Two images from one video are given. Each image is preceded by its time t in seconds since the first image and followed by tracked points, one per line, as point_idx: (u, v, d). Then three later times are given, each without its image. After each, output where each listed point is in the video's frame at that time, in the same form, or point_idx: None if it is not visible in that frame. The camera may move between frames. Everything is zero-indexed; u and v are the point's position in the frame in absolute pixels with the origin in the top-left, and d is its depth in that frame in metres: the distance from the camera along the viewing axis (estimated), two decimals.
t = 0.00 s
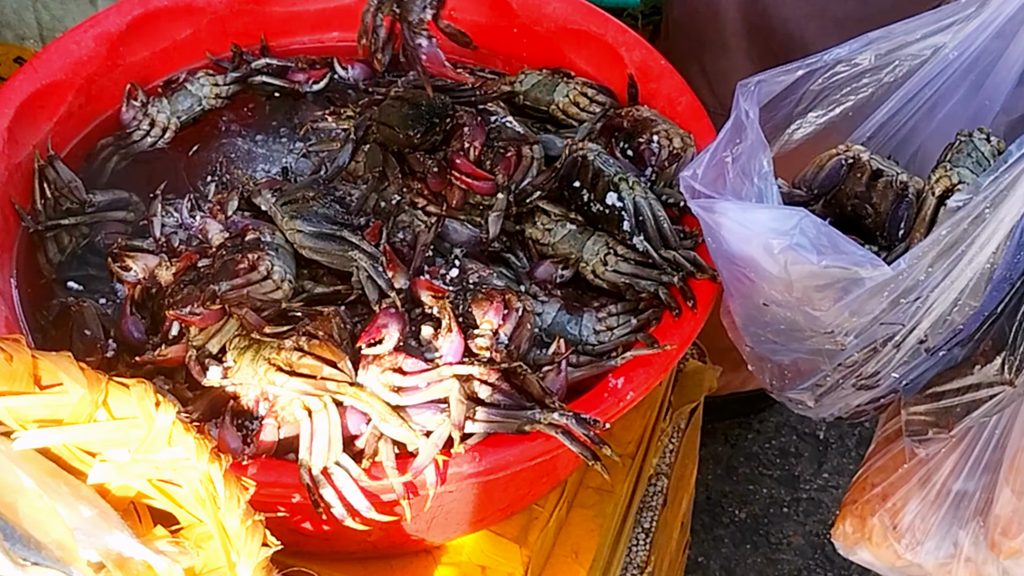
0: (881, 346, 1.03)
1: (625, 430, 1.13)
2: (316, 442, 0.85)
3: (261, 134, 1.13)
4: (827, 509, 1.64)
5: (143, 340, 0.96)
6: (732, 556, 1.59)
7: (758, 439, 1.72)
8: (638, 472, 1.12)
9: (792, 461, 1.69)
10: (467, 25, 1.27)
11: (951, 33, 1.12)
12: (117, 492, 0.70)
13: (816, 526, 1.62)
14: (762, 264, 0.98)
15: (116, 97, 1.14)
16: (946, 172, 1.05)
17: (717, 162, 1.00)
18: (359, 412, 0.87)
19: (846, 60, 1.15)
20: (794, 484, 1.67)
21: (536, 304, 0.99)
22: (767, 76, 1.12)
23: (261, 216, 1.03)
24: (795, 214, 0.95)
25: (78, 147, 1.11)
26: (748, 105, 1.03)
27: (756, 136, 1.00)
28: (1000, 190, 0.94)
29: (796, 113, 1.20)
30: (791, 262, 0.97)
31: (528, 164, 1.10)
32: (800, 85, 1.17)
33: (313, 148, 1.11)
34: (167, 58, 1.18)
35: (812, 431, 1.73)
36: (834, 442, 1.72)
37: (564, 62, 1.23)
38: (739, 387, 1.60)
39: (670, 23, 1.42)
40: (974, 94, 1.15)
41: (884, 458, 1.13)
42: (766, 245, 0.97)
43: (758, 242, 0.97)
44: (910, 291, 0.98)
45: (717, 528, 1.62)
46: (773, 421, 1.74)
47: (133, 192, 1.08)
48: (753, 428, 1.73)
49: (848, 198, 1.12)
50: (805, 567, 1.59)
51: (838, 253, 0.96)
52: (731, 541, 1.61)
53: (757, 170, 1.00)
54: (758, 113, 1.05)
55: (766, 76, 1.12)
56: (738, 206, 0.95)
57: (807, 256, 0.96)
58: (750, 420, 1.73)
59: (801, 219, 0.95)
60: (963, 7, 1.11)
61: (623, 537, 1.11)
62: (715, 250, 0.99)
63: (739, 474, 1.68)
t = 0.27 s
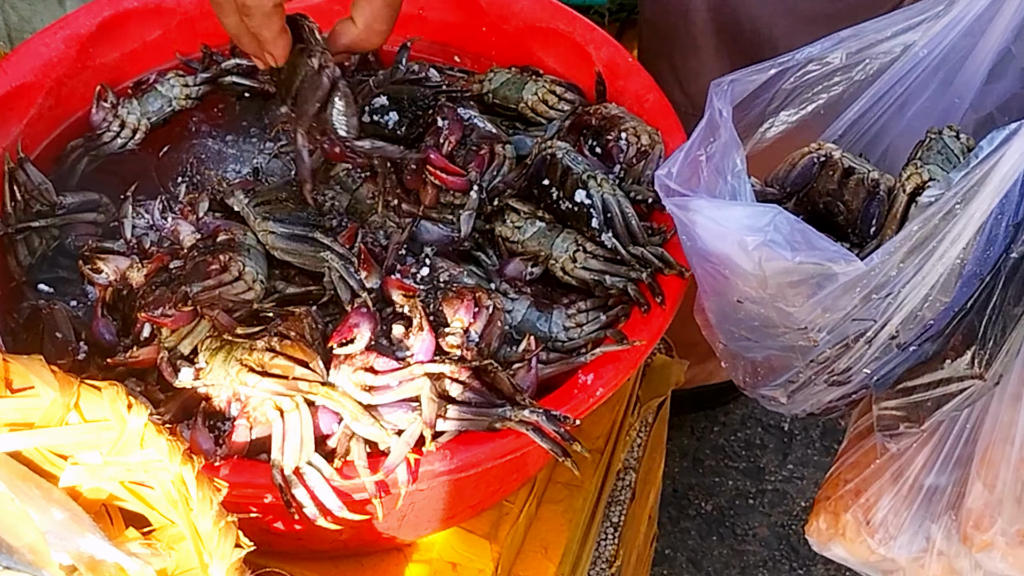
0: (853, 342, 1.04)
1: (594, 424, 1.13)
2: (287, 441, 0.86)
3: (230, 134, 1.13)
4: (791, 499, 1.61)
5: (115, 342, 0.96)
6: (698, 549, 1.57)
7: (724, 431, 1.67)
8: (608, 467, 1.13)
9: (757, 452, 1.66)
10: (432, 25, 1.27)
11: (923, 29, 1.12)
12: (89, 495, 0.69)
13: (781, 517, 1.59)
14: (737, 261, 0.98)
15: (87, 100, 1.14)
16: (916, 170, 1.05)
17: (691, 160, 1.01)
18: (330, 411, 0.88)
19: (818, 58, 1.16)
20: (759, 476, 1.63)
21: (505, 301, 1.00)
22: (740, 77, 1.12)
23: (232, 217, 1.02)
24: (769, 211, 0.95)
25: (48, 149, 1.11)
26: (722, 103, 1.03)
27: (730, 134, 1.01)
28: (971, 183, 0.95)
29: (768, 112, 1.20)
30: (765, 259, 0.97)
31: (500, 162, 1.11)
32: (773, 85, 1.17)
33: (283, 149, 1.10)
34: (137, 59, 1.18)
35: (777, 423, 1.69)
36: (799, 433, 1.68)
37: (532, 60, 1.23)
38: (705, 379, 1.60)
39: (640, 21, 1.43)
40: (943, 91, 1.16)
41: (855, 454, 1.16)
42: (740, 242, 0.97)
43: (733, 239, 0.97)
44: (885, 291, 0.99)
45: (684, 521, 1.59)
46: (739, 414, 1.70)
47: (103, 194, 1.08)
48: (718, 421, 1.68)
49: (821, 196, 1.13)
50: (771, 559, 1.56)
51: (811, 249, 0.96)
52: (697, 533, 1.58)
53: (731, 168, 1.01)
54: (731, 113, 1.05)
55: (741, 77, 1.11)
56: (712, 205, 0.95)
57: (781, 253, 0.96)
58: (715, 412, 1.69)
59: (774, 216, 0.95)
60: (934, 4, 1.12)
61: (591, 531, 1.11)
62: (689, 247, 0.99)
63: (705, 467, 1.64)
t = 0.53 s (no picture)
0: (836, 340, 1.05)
1: (567, 423, 1.15)
2: (264, 444, 0.86)
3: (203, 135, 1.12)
4: (762, 495, 1.60)
5: (90, 346, 0.96)
6: (671, 545, 1.56)
7: (695, 428, 1.68)
8: (581, 465, 1.13)
9: (728, 448, 1.65)
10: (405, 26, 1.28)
11: (897, 30, 1.14)
12: (66, 499, 0.70)
13: (752, 512, 1.58)
14: (713, 263, 1.00)
15: (61, 104, 1.14)
16: (889, 168, 1.07)
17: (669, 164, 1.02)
18: (307, 413, 0.88)
19: (793, 61, 1.17)
20: (730, 472, 1.63)
21: (480, 301, 1.00)
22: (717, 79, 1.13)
23: (207, 219, 1.02)
24: (741, 214, 0.97)
25: (23, 153, 1.11)
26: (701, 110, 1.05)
27: (707, 138, 1.03)
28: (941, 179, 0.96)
29: (747, 114, 1.22)
30: (738, 261, 0.99)
31: (473, 162, 1.11)
32: (750, 87, 1.19)
33: (258, 150, 1.10)
34: (111, 63, 1.19)
35: (748, 419, 1.69)
36: (769, 429, 1.67)
37: (504, 60, 1.24)
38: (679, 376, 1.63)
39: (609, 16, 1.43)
40: (919, 89, 1.18)
41: (845, 446, 1.13)
42: (714, 245, 0.98)
43: (707, 242, 0.98)
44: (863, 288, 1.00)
45: (656, 517, 1.59)
46: (710, 410, 1.70)
47: (78, 198, 1.08)
48: (690, 418, 1.69)
49: (798, 195, 1.14)
50: (742, 554, 1.55)
51: (783, 250, 0.98)
52: (670, 530, 1.57)
53: (709, 172, 1.02)
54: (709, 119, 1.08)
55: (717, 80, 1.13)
56: (686, 209, 0.97)
57: (754, 254, 0.98)
58: (686, 409, 1.70)
59: (746, 219, 0.97)
60: (906, 5, 1.13)
61: (566, 529, 1.12)
62: (668, 250, 1.01)
63: (676, 463, 1.64)
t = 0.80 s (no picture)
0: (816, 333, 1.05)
1: (549, 425, 1.14)
2: (248, 449, 0.86)
3: (185, 142, 1.13)
4: (745, 495, 1.60)
5: (73, 353, 0.96)
6: (654, 546, 1.56)
7: (676, 429, 1.68)
8: (564, 467, 1.14)
9: (710, 449, 1.66)
10: (386, 30, 1.29)
11: (879, 26, 1.14)
12: (50, 506, 0.69)
13: (735, 512, 1.58)
14: (693, 260, 1.00)
15: (41, 111, 1.14)
16: (870, 166, 1.09)
17: (652, 161, 1.03)
18: (290, 418, 0.89)
19: (775, 58, 1.17)
20: (712, 472, 1.63)
21: (462, 305, 1.01)
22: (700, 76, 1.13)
23: (189, 225, 1.03)
24: (722, 211, 0.97)
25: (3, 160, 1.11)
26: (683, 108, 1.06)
27: (689, 135, 1.03)
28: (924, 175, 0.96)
29: (729, 111, 1.21)
30: (719, 258, 0.99)
31: (454, 165, 1.11)
32: (733, 84, 1.18)
33: (238, 156, 1.10)
34: (90, 69, 1.18)
35: (729, 419, 1.69)
36: (751, 429, 1.68)
37: (482, 64, 1.24)
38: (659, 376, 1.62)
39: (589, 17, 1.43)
40: (901, 85, 1.18)
41: (826, 435, 1.12)
42: (694, 241, 0.99)
43: (687, 238, 0.99)
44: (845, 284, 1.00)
45: (638, 518, 1.60)
46: (691, 411, 1.71)
47: (59, 204, 1.08)
48: (671, 419, 1.70)
49: (779, 191, 1.14)
50: (725, 554, 1.55)
51: (762, 246, 0.98)
52: (652, 530, 1.58)
53: (692, 168, 1.02)
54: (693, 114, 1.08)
55: (700, 77, 1.13)
56: (667, 204, 0.98)
57: (734, 250, 0.98)
58: (668, 410, 1.71)
59: (727, 215, 0.98)
60: (888, 2, 1.14)
61: (550, 532, 1.13)
62: (649, 247, 1.02)
63: (658, 464, 1.64)
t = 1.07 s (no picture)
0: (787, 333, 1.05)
1: (538, 430, 1.14)
2: (236, 458, 0.87)
3: (168, 152, 1.13)
4: (733, 496, 1.60)
5: (59, 364, 0.96)
6: (642, 548, 1.56)
7: (664, 431, 1.68)
8: (553, 472, 1.14)
9: (698, 451, 1.65)
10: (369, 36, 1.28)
11: (850, 29, 1.15)
12: (38, 517, 0.70)
13: (724, 514, 1.58)
14: (660, 259, 1.00)
15: (23, 122, 1.13)
16: (840, 168, 1.09)
17: (620, 159, 1.03)
18: (277, 427, 0.89)
19: (747, 59, 1.18)
20: (700, 474, 1.63)
21: (449, 311, 1.01)
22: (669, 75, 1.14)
23: (174, 235, 1.02)
24: (690, 210, 0.97)
25: None
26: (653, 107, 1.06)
27: (659, 135, 1.04)
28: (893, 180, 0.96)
29: (700, 111, 1.22)
30: (685, 256, 0.99)
31: (442, 172, 1.12)
32: (704, 83, 1.20)
33: (222, 166, 1.10)
34: (71, 80, 1.17)
35: (717, 420, 1.69)
36: (739, 431, 1.68)
37: (467, 69, 1.24)
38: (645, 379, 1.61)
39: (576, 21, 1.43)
40: (874, 87, 1.18)
41: (792, 436, 1.13)
42: (661, 240, 0.99)
43: (655, 237, 0.99)
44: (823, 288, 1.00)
45: (627, 520, 1.59)
46: (679, 413, 1.70)
47: (43, 216, 1.08)
48: (658, 421, 1.69)
49: (749, 191, 1.14)
50: (714, 555, 1.55)
51: (729, 246, 0.98)
52: (641, 533, 1.57)
53: (660, 168, 1.03)
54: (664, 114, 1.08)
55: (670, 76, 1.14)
56: (634, 204, 0.98)
57: (701, 250, 0.99)
58: (656, 412, 1.70)
59: (694, 215, 0.98)
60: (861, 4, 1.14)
61: (539, 537, 1.13)
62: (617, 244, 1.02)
63: (646, 466, 1.64)
